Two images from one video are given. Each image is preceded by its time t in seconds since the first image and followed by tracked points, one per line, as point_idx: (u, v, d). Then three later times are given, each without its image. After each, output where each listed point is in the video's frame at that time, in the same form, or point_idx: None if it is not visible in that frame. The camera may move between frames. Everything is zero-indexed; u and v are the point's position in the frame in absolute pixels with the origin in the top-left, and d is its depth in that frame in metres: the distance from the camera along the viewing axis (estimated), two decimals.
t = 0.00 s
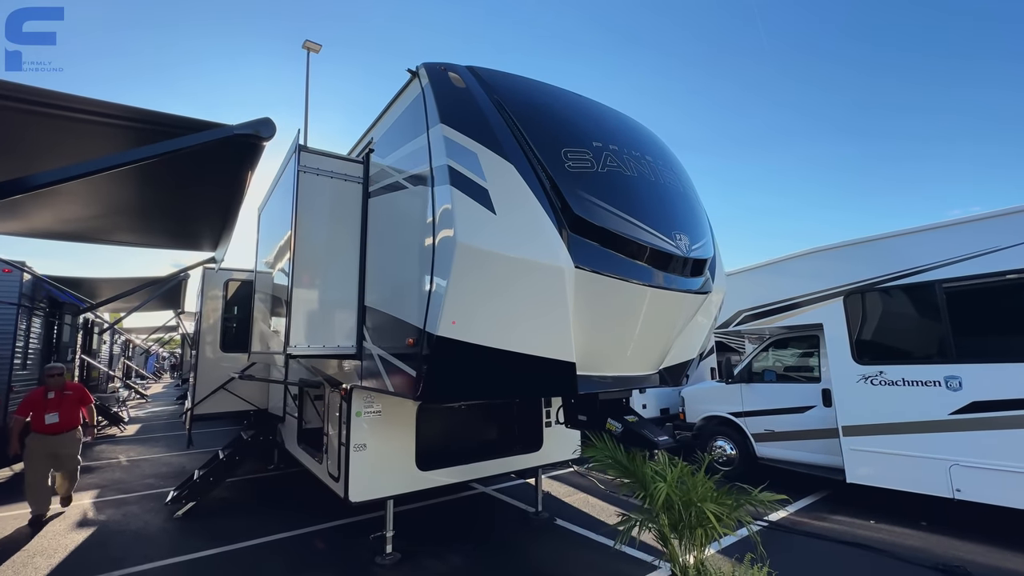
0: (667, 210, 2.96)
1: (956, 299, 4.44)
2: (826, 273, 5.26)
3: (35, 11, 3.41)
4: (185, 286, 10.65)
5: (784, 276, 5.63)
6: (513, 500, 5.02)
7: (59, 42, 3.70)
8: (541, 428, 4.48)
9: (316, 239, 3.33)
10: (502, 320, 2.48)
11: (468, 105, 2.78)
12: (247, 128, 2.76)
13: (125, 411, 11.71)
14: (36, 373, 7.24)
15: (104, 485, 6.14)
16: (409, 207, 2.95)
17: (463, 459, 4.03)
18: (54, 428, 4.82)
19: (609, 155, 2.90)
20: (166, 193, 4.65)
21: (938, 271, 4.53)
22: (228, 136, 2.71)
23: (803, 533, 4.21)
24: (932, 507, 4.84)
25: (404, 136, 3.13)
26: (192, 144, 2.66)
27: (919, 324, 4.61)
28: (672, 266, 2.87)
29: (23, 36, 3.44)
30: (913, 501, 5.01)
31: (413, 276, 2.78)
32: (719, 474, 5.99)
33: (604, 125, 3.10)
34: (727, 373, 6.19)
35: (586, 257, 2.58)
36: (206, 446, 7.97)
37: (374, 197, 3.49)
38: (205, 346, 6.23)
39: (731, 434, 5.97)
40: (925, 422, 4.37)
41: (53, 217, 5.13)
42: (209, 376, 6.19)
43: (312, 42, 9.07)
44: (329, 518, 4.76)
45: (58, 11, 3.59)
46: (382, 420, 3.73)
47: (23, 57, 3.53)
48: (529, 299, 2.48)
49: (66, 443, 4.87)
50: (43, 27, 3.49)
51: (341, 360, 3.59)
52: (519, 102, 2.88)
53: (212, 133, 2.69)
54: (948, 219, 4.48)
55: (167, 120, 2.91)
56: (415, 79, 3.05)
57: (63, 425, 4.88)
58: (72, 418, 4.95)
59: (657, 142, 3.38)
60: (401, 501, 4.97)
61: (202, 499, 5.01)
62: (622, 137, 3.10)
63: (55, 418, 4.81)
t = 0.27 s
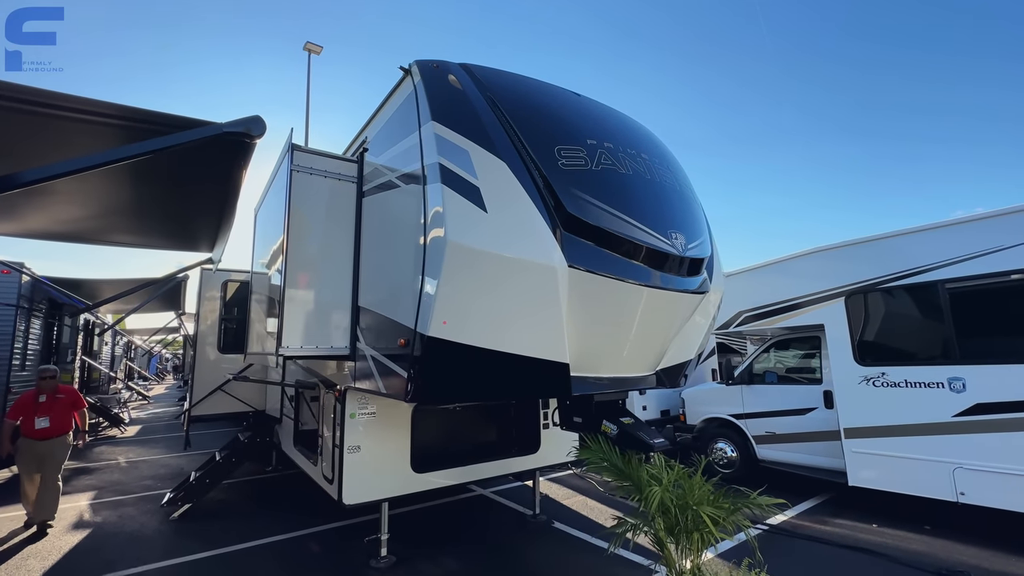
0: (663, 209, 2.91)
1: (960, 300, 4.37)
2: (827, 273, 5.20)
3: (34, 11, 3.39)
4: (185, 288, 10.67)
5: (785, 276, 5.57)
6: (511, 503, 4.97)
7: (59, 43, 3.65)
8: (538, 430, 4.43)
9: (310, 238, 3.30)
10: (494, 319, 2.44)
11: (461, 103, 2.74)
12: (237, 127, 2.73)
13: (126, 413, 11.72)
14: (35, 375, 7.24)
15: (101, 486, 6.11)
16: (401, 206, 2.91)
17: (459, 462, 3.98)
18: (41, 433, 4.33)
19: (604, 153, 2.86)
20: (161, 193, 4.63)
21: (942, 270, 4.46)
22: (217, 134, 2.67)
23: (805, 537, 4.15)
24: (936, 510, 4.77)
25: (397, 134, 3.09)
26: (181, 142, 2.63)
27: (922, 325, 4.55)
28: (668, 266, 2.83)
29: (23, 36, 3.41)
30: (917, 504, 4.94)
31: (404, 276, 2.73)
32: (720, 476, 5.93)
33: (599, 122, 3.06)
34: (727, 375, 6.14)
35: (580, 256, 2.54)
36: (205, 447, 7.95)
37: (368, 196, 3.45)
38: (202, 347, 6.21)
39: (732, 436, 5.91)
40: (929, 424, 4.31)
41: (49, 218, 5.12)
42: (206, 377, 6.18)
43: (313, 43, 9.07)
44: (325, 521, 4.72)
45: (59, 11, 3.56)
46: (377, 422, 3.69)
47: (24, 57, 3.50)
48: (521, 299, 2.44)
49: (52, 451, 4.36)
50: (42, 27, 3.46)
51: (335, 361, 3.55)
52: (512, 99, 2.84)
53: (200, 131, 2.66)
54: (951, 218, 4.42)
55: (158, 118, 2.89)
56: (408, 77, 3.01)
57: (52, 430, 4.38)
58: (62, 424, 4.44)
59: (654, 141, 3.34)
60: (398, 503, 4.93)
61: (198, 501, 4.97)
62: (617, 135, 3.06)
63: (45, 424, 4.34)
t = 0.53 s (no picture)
0: (660, 210, 2.88)
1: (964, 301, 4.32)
2: (830, 275, 5.15)
3: (34, 11, 3.37)
4: (186, 289, 10.70)
5: (787, 278, 5.52)
6: (510, 506, 4.93)
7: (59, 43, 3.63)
8: (537, 433, 4.39)
9: (305, 240, 3.27)
10: (488, 322, 2.40)
11: (455, 103, 2.71)
12: (231, 128, 2.71)
13: (127, 414, 11.74)
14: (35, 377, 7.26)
15: (100, 489, 6.10)
16: (395, 207, 2.88)
17: (456, 465, 3.95)
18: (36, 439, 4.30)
19: (600, 153, 2.83)
20: (158, 196, 4.61)
21: (945, 272, 4.41)
22: (208, 135, 2.65)
23: (806, 542, 4.09)
24: (939, 515, 4.71)
25: (392, 135, 3.06)
26: (173, 143, 2.61)
27: (926, 327, 4.49)
28: (665, 267, 2.79)
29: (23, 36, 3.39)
30: (920, 509, 4.88)
31: (398, 278, 2.70)
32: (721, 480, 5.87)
33: (595, 123, 3.03)
34: (728, 377, 6.09)
35: (575, 257, 2.50)
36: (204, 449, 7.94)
37: (364, 197, 3.42)
38: (200, 350, 6.20)
39: (733, 439, 5.86)
40: (932, 428, 4.25)
41: (48, 220, 5.13)
42: (205, 379, 6.18)
43: (315, 46, 9.07)
44: (322, 524, 4.69)
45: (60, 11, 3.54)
46: (373, 425, 3.66)
47: (24, 57, 3.49)
48: (515, 301, 2.41)
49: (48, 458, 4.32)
50: (43, 27, 3.44)
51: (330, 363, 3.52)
52: (507, 100, 2.81)
53: (191, 132, 2.63)
54: (954, 219, 4.36)
55: (153, 120, 2.87)
56: (402, 77, 2.98)
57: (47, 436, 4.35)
58: (58, 430, 4.42)
59: (651, 141, 3.30)
60: (395, 506, 4.90)
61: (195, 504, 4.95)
62: (614, 135, 3.03)
63: (37, 429, 4.29)
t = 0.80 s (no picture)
0: (658, 211, 2.83)
1: (969, 304, 4.26)
2: (832, 277, 5.09)
3: (34, 10, 3.35)
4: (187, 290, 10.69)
5: (789, 280, 5.46)
6: (509, 511, 4.88)
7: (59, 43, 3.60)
8: (536, 437, 4.35)
9: (301, 242, 3.24)
10: (483, 324, 2.36)
11: (450, 103, 2.68)
12: (224, 128, 2.70)
13: (129, 417, 11.74)
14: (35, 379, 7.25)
15: (98, 492, 6.08)
16: (390, 209, 2.84)
17: (454, 469, 3.90)
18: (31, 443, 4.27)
19: (597, 153, 2.79)
20: (155, 198, 4.59)
21: (950, 274, 4.35)
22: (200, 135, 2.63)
23: (809, 548, 4.03)
24: (945, 521, 4.64)
25: (387, 136, 3.03)
26: (166, 143, 2.58)
27: (930, 330, 4.43)
28: (664, 269, 2.75)
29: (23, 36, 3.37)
30: (925, 515, 4.81)
31: (393, 280, 2.65)
32: (723, 485, 5.81)
33: (592, 123, 2.99)
34: (730, 380, 6.03)
35: (571, 259, 2.46)
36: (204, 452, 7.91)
37: (360, 199, 3.38)
38: (199, 352, 6.18)
39: (735, 443, 5.80)
40: (937, 433, 4.19)
41: (46, 222, 5.12)
42: (203, 382, 6.15)
43: (317, 48, 9.07)
44: (319, 528, 4.65)
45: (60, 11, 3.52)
46: (369, 429, 3.63)
47: (23, 57, 3.48)
48: (510, 303, 2.37)
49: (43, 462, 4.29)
50: (43, 27, 3.41)
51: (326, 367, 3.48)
52: (504, 100, 2.78)
53: (183, 132, 2.61)
54: (960, 221, 4.30)
55: (148, 121, 2.86)
56: (397, 77, 2.95)
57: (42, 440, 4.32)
58: (54, 434, 4.39)
59: (651, 141, 3.26)
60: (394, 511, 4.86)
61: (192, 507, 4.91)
62: (612, 135, 2.99)
63: (32, 432, 4.28)
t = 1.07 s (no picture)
0: (658, 212, 2.81)
1: (975, 306, 4.21)
2: (836, 278, 5.05)
3: (34, 10, 3.34)
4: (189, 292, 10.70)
5: (793, 282, 5.42)
6: (510, 514, 4.84)
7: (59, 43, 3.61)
8: (537, 440, 4.31)
9: (300, 243, 3.21)
10: (481, 326, 2.33)
11: (448, 103, 2.66)
12: (222, 129, 2.69)
13: (131, 419, 11.75)
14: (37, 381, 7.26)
15: (98, 494, 6.06)
16: (388, 209, 2.81)
17: (454, 472, 3.87)
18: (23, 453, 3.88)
19: (596, 153, 2.77)
20: (155, 199, 4.58)
21: (955, 275, 4.30)
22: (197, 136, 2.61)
23: (814, 553, 3.98)
24: (951, 526, 4.58)
25: (386, 136, 3.01)
26: (164, 143, 2.57)
27: (935, 332, 4.38)
28: (664, 270, 2.72)
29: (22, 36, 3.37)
30: (930, 520, 4.76)
31: (391, 281, 2.62)
32: (726, 488, 5.76)
33: (592, 123, 2.97)
34: (733, 383, 5.99)
35: (570, 260, 2.43)
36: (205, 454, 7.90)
37: (359, 200, 3.35)
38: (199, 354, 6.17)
39: (738, 446, 5.75)
40: (943, 436, 4.13)
41: (48, 223, 5.12)
42: (204, 384, 6.14)
43: (320, 51, 9.08)
44: (318, 532, 4.62)
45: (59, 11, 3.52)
46: (368, 431, 3.60)
47: (23, 57, 3.48)
48: (509, 304, 2.34)
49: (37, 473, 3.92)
50: (42, 27, 3.41)
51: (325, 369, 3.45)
52: (503, 100, 2.76)
53: (179, 133, 2.59)
54: (965, 222, 4.26)
55: (146, 122, 2.86)
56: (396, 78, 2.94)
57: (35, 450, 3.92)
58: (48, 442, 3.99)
59: (651, 141, 3.23)
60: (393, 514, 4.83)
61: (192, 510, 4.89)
62: (611, 136, 2.97)
63: (25, 442, 3.86)
